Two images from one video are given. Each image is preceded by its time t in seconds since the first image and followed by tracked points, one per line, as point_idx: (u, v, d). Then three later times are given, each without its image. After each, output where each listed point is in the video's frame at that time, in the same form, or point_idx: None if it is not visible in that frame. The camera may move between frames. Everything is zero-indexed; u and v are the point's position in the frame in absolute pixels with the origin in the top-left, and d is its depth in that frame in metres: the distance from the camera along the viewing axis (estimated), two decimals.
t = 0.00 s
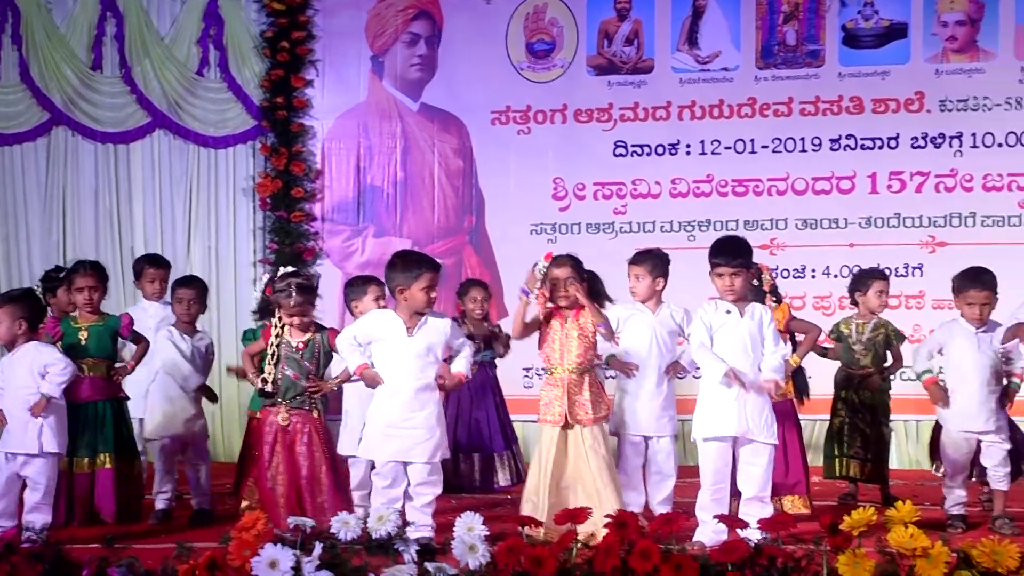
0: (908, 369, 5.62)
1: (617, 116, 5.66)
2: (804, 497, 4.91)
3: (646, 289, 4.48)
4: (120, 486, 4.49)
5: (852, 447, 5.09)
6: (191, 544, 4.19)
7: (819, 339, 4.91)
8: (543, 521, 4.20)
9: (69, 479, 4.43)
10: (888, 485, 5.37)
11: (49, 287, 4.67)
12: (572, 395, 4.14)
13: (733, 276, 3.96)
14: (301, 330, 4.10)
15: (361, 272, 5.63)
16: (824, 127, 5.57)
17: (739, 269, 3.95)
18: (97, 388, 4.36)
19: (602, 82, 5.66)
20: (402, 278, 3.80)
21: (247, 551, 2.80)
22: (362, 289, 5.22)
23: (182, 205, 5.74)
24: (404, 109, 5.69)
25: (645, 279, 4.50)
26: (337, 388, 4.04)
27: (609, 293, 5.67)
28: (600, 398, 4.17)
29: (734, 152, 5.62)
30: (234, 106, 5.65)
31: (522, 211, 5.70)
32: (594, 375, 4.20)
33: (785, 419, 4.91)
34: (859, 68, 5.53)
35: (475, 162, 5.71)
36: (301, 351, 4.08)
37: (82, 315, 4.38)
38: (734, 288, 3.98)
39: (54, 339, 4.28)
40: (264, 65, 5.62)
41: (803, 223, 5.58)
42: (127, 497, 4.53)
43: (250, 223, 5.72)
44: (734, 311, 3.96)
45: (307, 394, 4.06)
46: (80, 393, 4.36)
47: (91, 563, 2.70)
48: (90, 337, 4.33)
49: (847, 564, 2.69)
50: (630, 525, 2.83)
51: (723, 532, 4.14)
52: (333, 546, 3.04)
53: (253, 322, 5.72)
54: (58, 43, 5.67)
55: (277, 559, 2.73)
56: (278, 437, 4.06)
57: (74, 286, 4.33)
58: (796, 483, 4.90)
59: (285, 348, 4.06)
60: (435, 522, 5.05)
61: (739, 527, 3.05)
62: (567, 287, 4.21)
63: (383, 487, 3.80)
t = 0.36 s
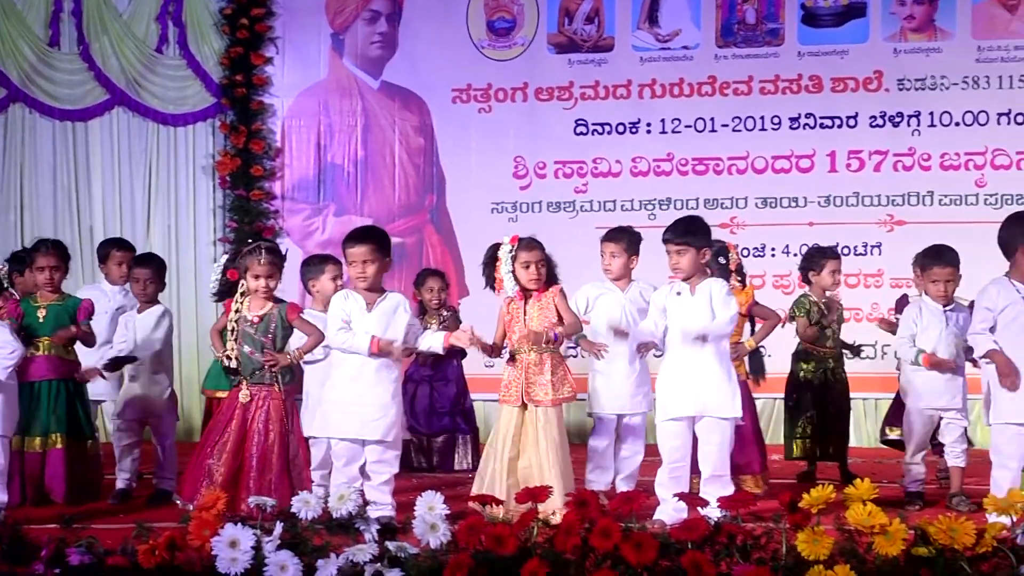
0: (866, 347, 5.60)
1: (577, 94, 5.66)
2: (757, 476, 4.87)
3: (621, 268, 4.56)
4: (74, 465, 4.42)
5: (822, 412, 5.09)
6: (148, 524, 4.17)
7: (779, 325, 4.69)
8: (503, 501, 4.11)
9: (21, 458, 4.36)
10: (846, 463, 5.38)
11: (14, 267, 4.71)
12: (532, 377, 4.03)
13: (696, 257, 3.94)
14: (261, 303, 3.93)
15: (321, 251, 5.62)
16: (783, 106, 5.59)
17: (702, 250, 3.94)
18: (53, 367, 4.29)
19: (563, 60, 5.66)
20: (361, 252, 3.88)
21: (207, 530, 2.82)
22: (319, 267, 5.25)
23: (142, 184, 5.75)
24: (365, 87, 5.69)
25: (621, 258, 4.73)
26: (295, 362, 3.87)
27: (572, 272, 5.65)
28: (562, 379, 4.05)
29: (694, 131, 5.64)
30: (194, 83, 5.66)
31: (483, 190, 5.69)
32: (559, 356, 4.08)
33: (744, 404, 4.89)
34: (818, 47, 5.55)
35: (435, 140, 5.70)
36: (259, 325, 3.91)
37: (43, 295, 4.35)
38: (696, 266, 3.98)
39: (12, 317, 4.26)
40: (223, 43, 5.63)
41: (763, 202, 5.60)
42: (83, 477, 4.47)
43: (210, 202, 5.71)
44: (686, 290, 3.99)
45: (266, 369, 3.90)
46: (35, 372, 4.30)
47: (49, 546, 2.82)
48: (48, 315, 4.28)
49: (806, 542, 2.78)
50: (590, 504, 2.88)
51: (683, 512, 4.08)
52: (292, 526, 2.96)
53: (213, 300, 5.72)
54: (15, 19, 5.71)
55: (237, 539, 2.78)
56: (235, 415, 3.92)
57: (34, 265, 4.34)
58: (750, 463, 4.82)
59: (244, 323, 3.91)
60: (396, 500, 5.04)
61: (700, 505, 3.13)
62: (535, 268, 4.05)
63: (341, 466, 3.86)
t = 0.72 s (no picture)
0: (828, 342, 5.63)
1: (542, 90, 5.66)
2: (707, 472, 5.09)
3: (580, 260, 4.91)
4: (31, 464, 4.38)
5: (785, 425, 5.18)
6: (111, 522, 4.16)
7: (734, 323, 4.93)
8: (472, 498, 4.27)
9: None
10: (810, 457, 5.42)
11: None
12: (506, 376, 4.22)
13: (658, 247, 4.11)
14: (223, 299, 4.15)
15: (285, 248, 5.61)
16: (745, 102, 5.62)
17: (666, 240, 4.10)
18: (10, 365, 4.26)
19: (527, 56, 5.67)
20: (325, 253, 4.18)
21: (169, 528, 3.00)
22: (282, 264, 5.27)
23: (104, 180, 5.71)
24: (328, 83, 5.67)
25: (581, 251, 4.94)
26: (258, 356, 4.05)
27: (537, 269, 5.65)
28: (534, 379, 4.28)
29: (657, 127, 5.66)
30: (156, 79, 5.63)
31: (448, 186, 5.69)
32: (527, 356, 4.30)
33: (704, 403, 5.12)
34: (780, 44, 5.58)
35: (399, 136, 5.69)
36: (222, 321, 4.11)
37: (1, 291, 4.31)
38: (664, 258, 4.14)
39: None
40: (186, 38, 5.61)
41: (726, 197, 5.63)
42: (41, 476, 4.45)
43: (173, 198, 5.69)
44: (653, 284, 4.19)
45: (231, 364, 4.10)
46: None
47: (13, 546, 3.01)
48: (5, 311, 4.24)
49: (769, 537, 2.94)
50: (555, 499, 2.99)
51: (645, 507, 4.17)
52: (257, 523, 3.13)
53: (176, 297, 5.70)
54: None
55: (201, 535, 2.94)
56: (212, 415, 4.11)
57: None
58: (702, 458, 5.07)
59: (208, 321, 4.12)
60: (361, 497, 5.04)
61: (663, 501, 3.23)
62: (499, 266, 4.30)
63: (309, 460, 4.14)
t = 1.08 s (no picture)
0: (787, 344, 5.65)
1: (501, 93, 5.67)
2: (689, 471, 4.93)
3: (536, 261, 5.01)
4: None
5: (737, 430, 5.04)
6: (66, 526, 4.13)
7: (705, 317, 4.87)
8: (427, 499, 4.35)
9: None
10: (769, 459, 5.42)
11: None
12: (457, 377, 4.30)
13: (621, 247, 4.12)
14: (190, 304, 4.04)
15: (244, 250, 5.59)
16: (705, 105, 5.63)
17: (626, 241, 4.12)
18: None
19: (487, 59, 5.66)
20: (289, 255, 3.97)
21: (127, 533, 2.74)
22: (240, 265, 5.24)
23: (60, 182, 5.69)
24: (288, 85, 5.65)
25: (536, 252, 5.02)
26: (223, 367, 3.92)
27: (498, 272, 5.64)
28: (488, 381, 4.33)
29: (618, 130, 5.65)
30: (114, 81, 5.61)
31: (409, 189, 5.68)
32: (486, 358, 4.36)
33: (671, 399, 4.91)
34: (739, 47, 5.59)
35: (359, 139, 5.67)
36: (189, 327, 4.02)
37: None
38: (626, 260, 4.16)
39: None
40: (144, 39, 5.59)
41: (686, 200, 5.64)
42: None
43: (131, 201, 5.67)
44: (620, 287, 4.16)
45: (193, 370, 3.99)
46: None
47: None
48: None
49: (728, 539, 2.70)
50: (514, 502, 2.82)
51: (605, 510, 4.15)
52: (214, 528, 2.91)
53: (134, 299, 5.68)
54: None
55: (158, 541, 2.69)
56: (156, 414, 4.01)
57: None
58: (682, 458, 4.90)
59: (173, 324, 4.02)
60: (320, 501, 5.00)
61: (621, 503, 3.06)
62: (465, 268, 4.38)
63: (267, 463, 3.89)
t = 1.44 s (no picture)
0: (745, 348, 5.69)
1: (461, 97, 5.67)
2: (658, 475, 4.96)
3: (495, 265, 4.89)
4: None
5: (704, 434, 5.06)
6: (22, 532, 4.11)
7: (670, 326, 4.87)
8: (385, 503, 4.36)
9: None
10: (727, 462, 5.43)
11: None
12: (407, 381, 4.29)
13: (580, 251, 4.15)
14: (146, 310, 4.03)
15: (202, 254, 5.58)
16: (663, 110, 5.64)
17: (585, 247, 4.16)
18: None
19: (446, 63, 5.66)
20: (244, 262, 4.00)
21: (84, 538, 2.71)
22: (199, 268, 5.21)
23: (17, 185, 5.67)
24: (246, 88, 5.66)
25: (496, 256, 4.90)
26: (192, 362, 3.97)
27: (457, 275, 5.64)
28: (438, 386, 4.30)
29: (577, 134, 5.66)
30: (71, 84, 5.59)
31: (368, 192, 5.68)
32: (437, 363, 4.33)
33: (633, 405, 4.94)
34: (697, 51, 5.61)
35: (318, 142, 5.67)
36: (148, 331, 4.01)
37: None
38: (585, 263, 4.19)
39: None
40: (100, 42, 5.58)
41: (644, 205, 5.65)
42: None
43: (88, 204, 5.64)
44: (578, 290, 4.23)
45: (164, 373, 3.98)
46: None
47: None
48: None
49: (686, 542, 2.74)
50: (474, 505, 2.85)
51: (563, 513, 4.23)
52: (172, 531, 2.96)
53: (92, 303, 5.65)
54: None
55: (115, 545, 2.66)
56: (140, 419, 3.96)
57: None
58: (651, 461, 4.95)
59: (132, 330, 4.00)
60: (279, 505, 4.98)
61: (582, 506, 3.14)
62: (420, 273, 4.36)
63: (226, 468, 3.99)
